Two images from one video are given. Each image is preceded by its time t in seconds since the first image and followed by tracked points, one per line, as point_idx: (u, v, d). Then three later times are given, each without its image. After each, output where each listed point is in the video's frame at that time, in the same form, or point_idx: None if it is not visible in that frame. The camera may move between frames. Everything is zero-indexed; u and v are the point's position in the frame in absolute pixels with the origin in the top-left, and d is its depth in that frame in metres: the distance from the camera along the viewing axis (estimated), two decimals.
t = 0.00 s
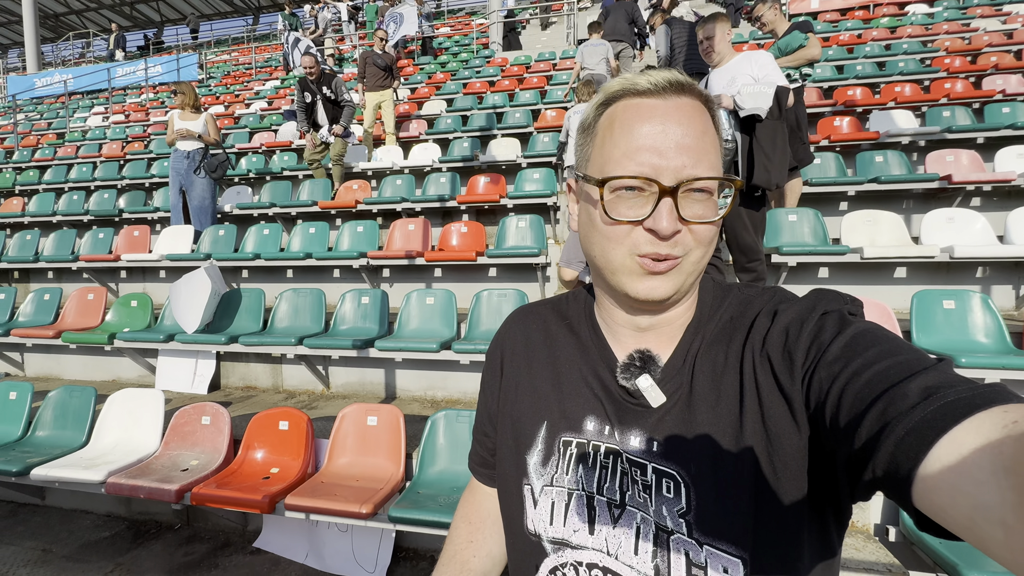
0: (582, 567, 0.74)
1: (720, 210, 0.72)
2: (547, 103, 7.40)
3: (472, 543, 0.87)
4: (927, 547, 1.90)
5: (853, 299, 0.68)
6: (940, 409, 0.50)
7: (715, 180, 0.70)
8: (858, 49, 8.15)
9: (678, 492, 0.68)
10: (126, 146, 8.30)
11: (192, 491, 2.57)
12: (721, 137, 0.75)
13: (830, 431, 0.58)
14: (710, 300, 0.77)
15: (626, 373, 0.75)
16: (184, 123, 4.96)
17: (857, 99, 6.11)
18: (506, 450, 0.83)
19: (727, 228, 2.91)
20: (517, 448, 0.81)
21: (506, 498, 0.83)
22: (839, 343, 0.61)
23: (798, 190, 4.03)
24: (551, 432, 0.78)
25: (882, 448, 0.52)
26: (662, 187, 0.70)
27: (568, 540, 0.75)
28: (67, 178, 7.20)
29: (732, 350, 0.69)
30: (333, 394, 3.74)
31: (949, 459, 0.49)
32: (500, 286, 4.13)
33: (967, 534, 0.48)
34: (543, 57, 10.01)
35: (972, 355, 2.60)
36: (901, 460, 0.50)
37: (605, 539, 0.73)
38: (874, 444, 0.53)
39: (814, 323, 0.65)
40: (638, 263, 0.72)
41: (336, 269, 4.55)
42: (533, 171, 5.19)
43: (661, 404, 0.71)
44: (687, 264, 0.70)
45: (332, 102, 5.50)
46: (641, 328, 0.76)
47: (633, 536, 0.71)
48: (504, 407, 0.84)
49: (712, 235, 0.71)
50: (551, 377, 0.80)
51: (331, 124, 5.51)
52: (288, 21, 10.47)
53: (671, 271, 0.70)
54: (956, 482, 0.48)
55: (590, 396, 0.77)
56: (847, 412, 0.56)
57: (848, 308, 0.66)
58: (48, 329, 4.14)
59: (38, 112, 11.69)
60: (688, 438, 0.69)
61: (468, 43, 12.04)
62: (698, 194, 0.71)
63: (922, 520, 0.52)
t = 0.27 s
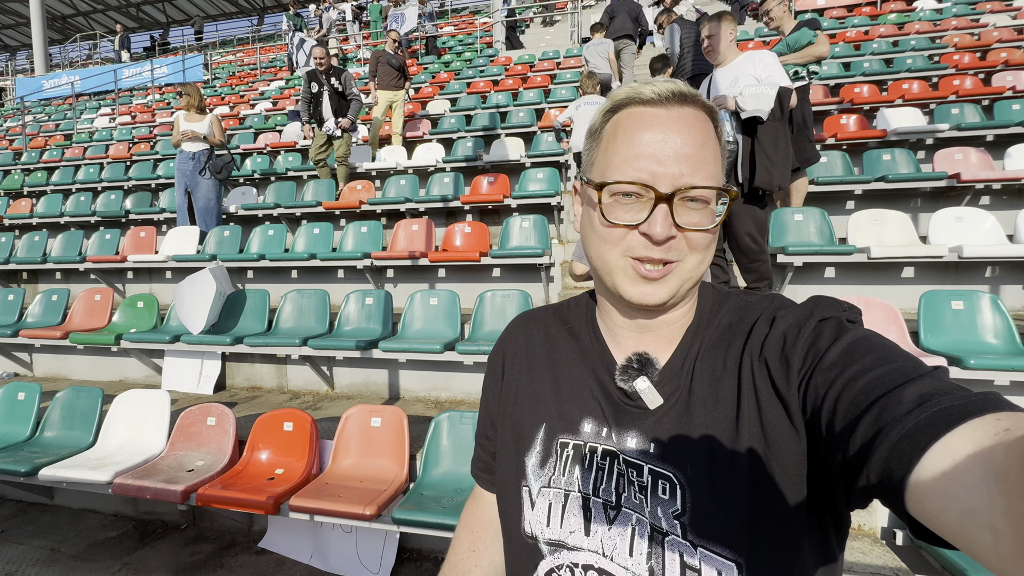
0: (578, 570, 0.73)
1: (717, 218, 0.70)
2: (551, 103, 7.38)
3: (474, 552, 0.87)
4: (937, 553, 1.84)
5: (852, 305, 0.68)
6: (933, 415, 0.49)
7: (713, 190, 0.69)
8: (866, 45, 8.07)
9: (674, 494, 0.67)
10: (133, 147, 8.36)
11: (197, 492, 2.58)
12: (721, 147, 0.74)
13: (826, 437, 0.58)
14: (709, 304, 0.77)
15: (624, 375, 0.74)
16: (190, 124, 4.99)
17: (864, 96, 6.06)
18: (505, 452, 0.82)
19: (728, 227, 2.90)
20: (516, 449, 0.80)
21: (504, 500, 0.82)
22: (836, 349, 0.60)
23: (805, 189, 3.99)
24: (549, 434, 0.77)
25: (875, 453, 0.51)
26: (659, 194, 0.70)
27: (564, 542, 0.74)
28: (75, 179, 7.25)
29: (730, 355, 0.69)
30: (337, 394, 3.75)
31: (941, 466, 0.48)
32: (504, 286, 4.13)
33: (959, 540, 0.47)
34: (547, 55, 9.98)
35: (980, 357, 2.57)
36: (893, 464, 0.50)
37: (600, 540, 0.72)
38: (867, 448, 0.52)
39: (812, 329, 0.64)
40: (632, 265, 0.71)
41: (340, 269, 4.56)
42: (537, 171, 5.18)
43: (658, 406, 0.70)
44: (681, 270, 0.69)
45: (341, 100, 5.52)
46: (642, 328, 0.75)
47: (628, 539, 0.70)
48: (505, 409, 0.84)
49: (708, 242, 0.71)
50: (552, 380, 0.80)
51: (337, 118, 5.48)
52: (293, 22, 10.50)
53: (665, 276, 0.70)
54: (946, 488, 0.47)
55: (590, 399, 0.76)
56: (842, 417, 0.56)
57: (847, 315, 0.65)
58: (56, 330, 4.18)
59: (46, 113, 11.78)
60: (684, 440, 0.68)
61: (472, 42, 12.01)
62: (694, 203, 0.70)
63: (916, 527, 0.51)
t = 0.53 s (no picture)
0: None
1: (714, 210, 0.69)
2: (558, 101, 7.36)
3: (480, 555, 0.86)
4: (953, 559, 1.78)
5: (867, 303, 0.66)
6: (962, 418, 0.48)
7: (707, 182, 0.68)
8: (878, 40, 7.95)
9: (682, 496, 0.66)
10: (144, 148, 8.46)
11: (206, 490, 2.60)
12: (716, 138, 0.72)
13: (843, 439, 0.56)
14: (717, 303, 0.75)
15: (631, 374, 0.73)
16: (199, 125, 5.04)
17: (876, 92, 5.97)
18: (508, 455, 0.81)
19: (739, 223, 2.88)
20: (520, 452, 0.79)
21: (508, 503, 0.81)
22: (854, 348, 0.59)
23: (815, 186, 3.93)
24: (553, 437, 0.76)
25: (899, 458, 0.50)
26: (650, 190, 0.69)
27: (569, 547, 0.73)
28: (88, 180, 7.35)
29: (742, 354, 0.67)
30: (345, 393, 3.77)
31: (968, 473, 0.46)
32: (511, 285, 4.12)
33: (991, 550, 0.46)
34: (554, 53, 9.95)
35: (996, 357, 2.52)
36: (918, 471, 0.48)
37: (605, 545, 0.70)
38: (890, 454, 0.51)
39: (827, 327, 0.63)
40: (629, 261, 0.71)
41: (347, 268, 4.58)
42: (544, 169, 5.17)
43: (666, 405, 0.69)
44: (679, 264, 0.68)
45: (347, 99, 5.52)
46: (647, 327, 0.74)
47: (632, 543, 0.69)
48: (508, 410, 0.83)
49: (706, 234, 0.70)
50: (555, 381, 0.79)
51: (347, 109, 5.47)
52: (301, 22, 10.55)
53: (661, 270, 0.69)
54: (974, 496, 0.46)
55: (597, 400, 0.75)
56: (862, 421, 0.54)
57: (863, 313, 0.64)
58: (69, 328, 4.24)
59: (60, 115, 11.96)
60: (694, 441, 0.66)
61: (479, 41, 12.01)
62: (689, 197, 0.69)
63: (943, 533, 0.50)
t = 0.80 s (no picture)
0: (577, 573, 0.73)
1: (713, 212, 0.71)
2: (569, 99, 7.35)
3: (484, 544, 0.89)
4: (964, 557, 1.77)
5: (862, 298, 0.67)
6: (967, 415, 0.48)
7: (708, 183, 0.69)
8: (895, 35, 7.81)
9: (674, 494, 0.67)
10: (163, 149, 8.65)
11: (223, 482, 2.67)
12: (719, 138, 0.73)
13: (840, 436, 0.57)
14: (711, 300, 0.77)
15: (624, 372, 0.75)
16: (215, 126, 5.15)
17: (893, 87, 5.86)
18: (505, 453, 0.84)
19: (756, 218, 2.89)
20: (516, 451, 0.81)
21: (508, 499, 0.84)
22: (853, 344, 0.59)
23: (829, 183, 3.90)
24: (548, 437, 0.78)
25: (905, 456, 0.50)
26: (652, 189, 0.70)
27: (563, 546, 0.75)
28: (109, 181, 7.55)
29: (738, 352, 0.68)
30: (357, 389, 3.83)
31: (974, 472, 0.47)
32: (521, 284, 4.14)
33: (999, 549, 0.46)
34: (565, 52, 9.94)
35: (1013, 356, 2.48)
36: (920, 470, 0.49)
37: (599, 543, 0.72)
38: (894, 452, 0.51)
39: (824, 324, 0.63)
40: (627, 260, 0.72)
41: (359, 267, 4.64)
42: (554, 168, 5.18)
43: (659, 402, 0.71)
44: (678, 264, 0.69)
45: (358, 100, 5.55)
46: (641, 326, 0.75)
47: (624, 539, 0.70)
48: (504, 410, 0.86)
49: (704, 236, 0.71)
50: (549, 381, 0.81)
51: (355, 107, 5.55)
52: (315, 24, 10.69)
53: (660, 269, 0.70)
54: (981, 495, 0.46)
55: (590, 399, 0.77)
56: (862, 421, 0.55)
57: (858, 309, 0.65)
58: (91, 325, 4.36)
59: (82, 119, 12.27)
60: (687, 439, 0.68)
61: (489, 41, 12.05)
62: (690, 197, 0.70)
63: (948, 532, 0.50)
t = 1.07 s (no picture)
0: (563, 561, 0.75)
1: (699, 220, 0.73)
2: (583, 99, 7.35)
3: (481, 530, 0.91)
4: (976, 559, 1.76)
5: (844, 300, 0.69)
6: (947, 417, 0.50)
7: (696, 193, 0.72)
8: (919, 28, 7.61)
9: (653, 488, 0.69)
10: (187, 152, 8.91)
11: (242, 474, 2.77)
12: (707, 146, 0.75)
13: (822, 434, 0.58)
14: (697, 299, 0.79)
15: (609, 368, 0.78)
16: (236, 129, 5.30)
17: (916, 82, 5.73)
18: (498, 446, 0.87)
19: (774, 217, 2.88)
20: (507, 444, 0.85)
21: (502, 490, 0.87)
22: (835, 345, 0.61)
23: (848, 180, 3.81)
24: (537, 432, 0.81)
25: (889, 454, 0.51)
26: (641, 197, 0.73)
27: (549, 535, 0.77)
28: (136, 184, 7.80)
29: (722, 352, 0.70)
30: (371, 386, 3.91)
31: (956, 472, 0.48)
32: (533, 283, 4.17)
33: (977, 547, 0.47)
34: (579, 51, 9.94)
35: None
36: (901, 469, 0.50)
37: (583, 534, 0.74)
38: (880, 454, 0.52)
39: (806, 325, 0.66)
40: (615, 266, 0.75)
41: (374, 267, 4.73)
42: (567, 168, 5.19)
43: (641, 398, 0.73)
44: (664, 270, 0.73)
45: (372, 102, 5.64)
46: (626, 324, 0.78)
47: (607, 531, 0.72)
48: (498, 405, 0.89)
49: (691, 243, 0.74)
50: (538, 377, 0.84)
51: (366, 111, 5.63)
52: (332, 28, 10.87)
53: (645, 276, 0.74)
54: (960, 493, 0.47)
55: (577, 396, 0.79)
56: (844, 422, 0.56)
57: (840, 309, 0.67)
58: (119, 323, 4.53)
59: (111, 123, 12.69)
60: (666, 435, 0.69)
61: (504, 41, 12.09)
62: (678, 205, 0.73)
63: (931, 531, 0.52)
